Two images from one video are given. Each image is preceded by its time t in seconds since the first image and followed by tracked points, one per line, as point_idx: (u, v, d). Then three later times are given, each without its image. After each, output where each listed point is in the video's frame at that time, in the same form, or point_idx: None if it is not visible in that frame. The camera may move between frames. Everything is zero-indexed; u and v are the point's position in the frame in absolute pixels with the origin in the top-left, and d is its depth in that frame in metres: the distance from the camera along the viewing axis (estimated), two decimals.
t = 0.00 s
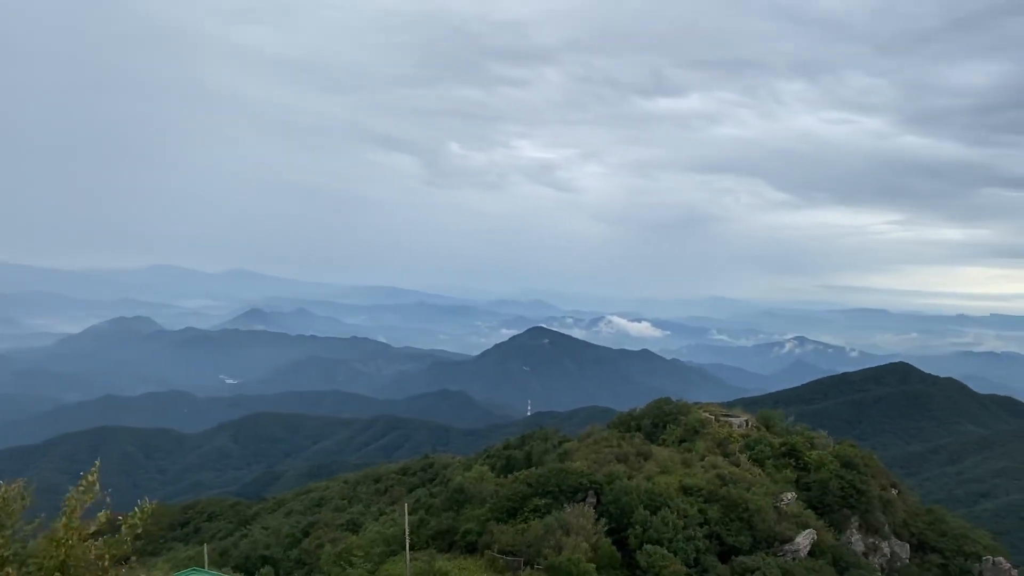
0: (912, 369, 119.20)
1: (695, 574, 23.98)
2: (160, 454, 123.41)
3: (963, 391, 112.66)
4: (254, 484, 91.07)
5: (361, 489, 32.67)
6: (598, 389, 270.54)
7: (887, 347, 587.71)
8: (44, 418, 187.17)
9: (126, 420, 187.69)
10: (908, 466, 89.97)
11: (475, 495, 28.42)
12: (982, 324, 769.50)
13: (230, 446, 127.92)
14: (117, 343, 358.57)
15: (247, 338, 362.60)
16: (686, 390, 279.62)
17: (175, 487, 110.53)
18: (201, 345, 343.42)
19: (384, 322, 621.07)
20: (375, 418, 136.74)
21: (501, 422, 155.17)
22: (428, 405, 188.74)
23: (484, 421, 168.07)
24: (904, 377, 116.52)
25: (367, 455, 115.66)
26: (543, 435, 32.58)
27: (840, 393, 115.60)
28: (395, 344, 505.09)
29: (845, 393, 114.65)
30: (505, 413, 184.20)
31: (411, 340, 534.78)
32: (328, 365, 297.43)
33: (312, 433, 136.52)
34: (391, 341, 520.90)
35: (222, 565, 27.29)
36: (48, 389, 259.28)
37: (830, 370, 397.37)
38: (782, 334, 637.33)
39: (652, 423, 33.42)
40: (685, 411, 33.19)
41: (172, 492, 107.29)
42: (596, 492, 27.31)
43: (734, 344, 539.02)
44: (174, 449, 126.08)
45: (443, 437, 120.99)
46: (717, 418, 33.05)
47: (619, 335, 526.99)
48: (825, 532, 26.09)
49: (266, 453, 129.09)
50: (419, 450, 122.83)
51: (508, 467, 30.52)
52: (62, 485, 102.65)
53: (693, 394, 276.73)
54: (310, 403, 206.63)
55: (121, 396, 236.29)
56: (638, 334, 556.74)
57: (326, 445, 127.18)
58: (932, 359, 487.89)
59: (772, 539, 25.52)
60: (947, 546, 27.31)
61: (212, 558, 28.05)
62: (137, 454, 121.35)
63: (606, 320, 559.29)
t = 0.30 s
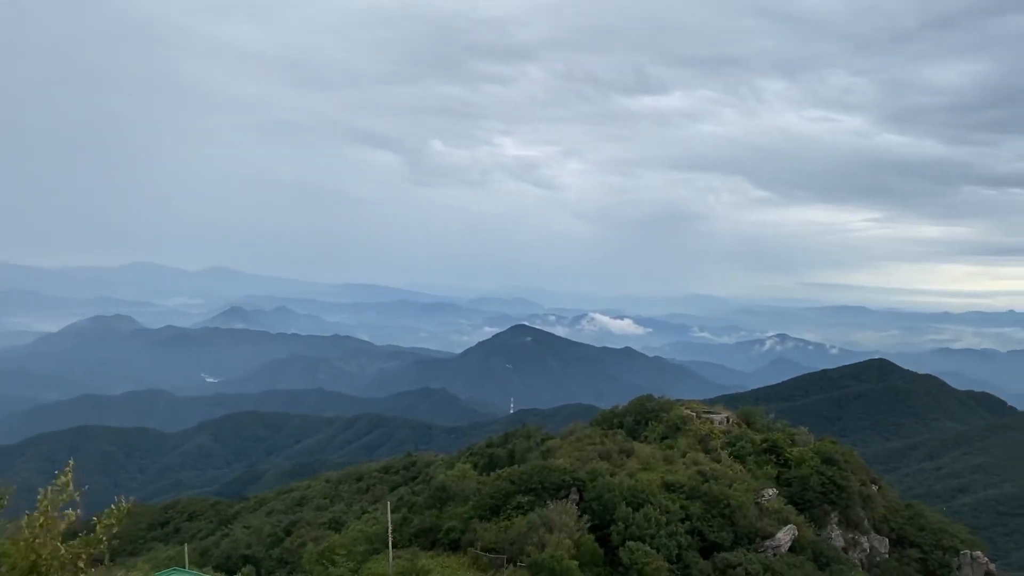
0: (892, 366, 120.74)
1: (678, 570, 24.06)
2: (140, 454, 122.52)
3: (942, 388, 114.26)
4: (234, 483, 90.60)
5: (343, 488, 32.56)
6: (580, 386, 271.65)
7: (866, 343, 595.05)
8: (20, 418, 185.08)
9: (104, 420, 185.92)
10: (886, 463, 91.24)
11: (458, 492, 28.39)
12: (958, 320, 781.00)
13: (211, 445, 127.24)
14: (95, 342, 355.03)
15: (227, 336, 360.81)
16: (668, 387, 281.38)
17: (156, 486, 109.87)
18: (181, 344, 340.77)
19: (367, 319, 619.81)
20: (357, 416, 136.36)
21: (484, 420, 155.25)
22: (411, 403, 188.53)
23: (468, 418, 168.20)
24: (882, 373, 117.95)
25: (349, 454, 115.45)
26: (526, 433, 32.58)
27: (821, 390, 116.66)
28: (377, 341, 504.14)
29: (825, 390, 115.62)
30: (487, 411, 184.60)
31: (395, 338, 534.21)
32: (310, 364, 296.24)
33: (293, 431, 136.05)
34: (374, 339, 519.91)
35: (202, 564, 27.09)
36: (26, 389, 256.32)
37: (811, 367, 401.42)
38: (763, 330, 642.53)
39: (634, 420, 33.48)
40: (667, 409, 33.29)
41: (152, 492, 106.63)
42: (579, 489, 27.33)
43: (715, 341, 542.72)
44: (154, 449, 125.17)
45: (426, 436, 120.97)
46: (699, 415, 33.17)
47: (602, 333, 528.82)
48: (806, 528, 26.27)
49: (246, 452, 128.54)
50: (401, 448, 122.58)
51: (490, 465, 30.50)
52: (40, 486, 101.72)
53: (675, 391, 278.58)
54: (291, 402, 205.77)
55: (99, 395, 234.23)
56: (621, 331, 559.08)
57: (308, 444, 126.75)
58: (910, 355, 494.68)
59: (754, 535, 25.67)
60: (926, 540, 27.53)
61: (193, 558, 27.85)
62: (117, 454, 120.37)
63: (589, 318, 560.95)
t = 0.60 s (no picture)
0: (872, 363, 122.18)
1: (661, 566, 24.16)
2: (119, 454, 121.72)
3: (920, 384, 115.72)
4: (215, 483, 90.09)
5: (326, 487, 32.46)
6: (562, 383, 272.50)
7: (847, 340, 600.85)
8: None
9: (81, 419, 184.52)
10: (866, 459, 92.37)
11: (441, 490, 28.37)
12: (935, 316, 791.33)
13: (191, 445, 126.65)
14: (74, 342, 351.19)
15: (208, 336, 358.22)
16: (650, 385, 282.85)
17: (136, 487, 109.33)
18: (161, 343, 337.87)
19: (349, 318, 617.88)
20: (339, 415, 135.93)
21: (468, 418, 155.22)
22: (394, 401, 188.29)
23: (451, 417, 168.12)
24: (862, 370, 119.39)
25: (331, 453, 115.25)
26: (509, 430, 32.63)
27: (802, 387, 117.84)
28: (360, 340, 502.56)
29: (804, 387, 116.73)
30: (471, 409, 184.87)
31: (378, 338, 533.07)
32: (291, 362, 294.93)
33: (274, 429, 135.44)
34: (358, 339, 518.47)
35: (184, 564, 26.91)
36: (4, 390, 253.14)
37: (791, 364, 405.03)
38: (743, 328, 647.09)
39: (616, 418, 33.61)
40: (649, 406, 33.42)
41: (133, 492, 106.15)
42: (562, 487, 27.40)
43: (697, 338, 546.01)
44: (133, 448, 124.34)
45: (409, 434, 120.88)
46: (680, 412, 33.36)
47: (585, 331, 530.41)
48: (786, 524, 26.56)
49: (227, 451, 127.97)
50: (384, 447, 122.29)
51: (473, 463, 30.56)
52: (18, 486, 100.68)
53: (658, 388, 280.15)
54: (273, 400, 204.77)
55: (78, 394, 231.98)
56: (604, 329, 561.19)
57: (290, 442, 126.36)
58: (890, 352, 500.53)
59: (733, 531, 25.89)
60: (905, 535, 27.80)
61: (174, 558, 27.63)
62: (96, 454, 119.43)
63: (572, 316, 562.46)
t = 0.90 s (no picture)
0: (851, 361, 123.77)
1: (642, 563, 24.28)
2: (98, 455, 120.87)
3: (898, 380, 117.41)
4: (195, 484, 89.61)
5: (306, 487, 32.35)
6: (545, 382, 273.35)
7: (826, 337, 607.25)
8: None
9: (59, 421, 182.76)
10: (843, 457, 93.62)
11: (422, 489, 28.33)
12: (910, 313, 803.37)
13: (171, 445, 125.88)
14: (51, 342, 347.23)
15: (187, 335, 355.63)
16: (632, 383, 284.61)
17: (116, 488, 108.59)
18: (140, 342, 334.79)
19: (331, 317, 615.65)
20: (320, 415, 135.57)
21: (449, 417, 155.39)
22: (377, 401, 188.05)
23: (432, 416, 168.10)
24: (843, 367, 120.67)
25: (313, 453, 115.06)
26: (491, 429, 32.63)
27: (782, 384, 119.17)
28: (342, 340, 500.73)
29: (785, 384, 117.94)
30: (453, 408, 185.19)
31: (360, 337, 531.96)
32: (272, 362, 293.38)
33: (255, 428, 134.88)
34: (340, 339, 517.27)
35: (164, 566, 26.70)
36: None
37: (771, 361, 409.02)
38: (724, 326, 651.77)
39: (598, 415, 33.68)
40: (630, 404, 33.54)
41: (112, 493, 105.49)
42: (543, 485, 27.44)
43: (679, 337, 549.42)
44: (112, 449, 123.37)
45: (391, 434, 121.00)
46: (662, 410, 33.50)
47: (567, 329, 532.00)
48: (766, 521, 26.73)
49: (207, 452, 127.37)
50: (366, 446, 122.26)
51: (455, 462, 30.47)
52: None
53: (640, 387, 281.97)
54: (254, 400, 203.81)
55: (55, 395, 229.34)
56: (587, 327, 563.11)
57: (271, 442, 125.98)
58: (868, 349, 506.52)
59: (715, 528, 26.02)
60: (883, 531, 28.08)
61: (153, 560, 27.44)
62: (74, 455, 118.43)
63: (554, 314, 563.85)
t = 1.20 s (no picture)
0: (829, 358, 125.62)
1: (622, 561, 24.36)
2: (74, 456, 119.65)
3: (875, 377, 119.55)
4: (174, 484, 89.16)
5: (286, 487, 32.14)
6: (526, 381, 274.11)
7: (803, 335, 613.94)
8: None
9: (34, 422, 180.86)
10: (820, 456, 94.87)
11: (403, 489, 28.24)
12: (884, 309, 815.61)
13: (148, 446, 124.79)
14: (26, 343, 342.77)
15: (164, 335, 352.19)
16: (612, 381, 286.43)
17: (93, 490, 107.62)
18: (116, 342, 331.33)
19: (311, 316, 612.90)
20: (299, 414, 134.94)
21: (428, 416, 155.64)
22: (357, 400, 187.74)
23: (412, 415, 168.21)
24: (820, 364, 122.70)
25: (292, 452, 114.64)
26: (471, 428, 32.58)
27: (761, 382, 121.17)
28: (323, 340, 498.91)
29: (763, 381, 119.56)
30: (434, 407, 185.44)
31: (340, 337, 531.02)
32: (250, 361, 291.66)
33: (233, 429, 134.06)
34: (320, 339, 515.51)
35: (141, 569, 26.43)
36: None
37: (750, 358, 413.09)
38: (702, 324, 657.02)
39: (579, 414, 33.72)
40: (610, 402, 33.62)
41: (89, 495, 104.54)
42: (524, 484, 27.44)
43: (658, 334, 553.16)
44: (87, 451, 122.10)
45: (371, 434, 120.82)
46: (642, 408, 33.62)
47: (548, 328, 533.84)
48: (745, 517, 26.88)
49: (185, 452, 126.35)
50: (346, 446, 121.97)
51: (435, 461, 30.42)
52: None
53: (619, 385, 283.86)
54: (233, 400, 202.59)
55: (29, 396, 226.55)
56: (566, 326, 565.25)
57: (250, 442, 125.35)
58: (843, 346, 513.41)
59: (695, 526, 26.17)
60: (860, 527, 28.35)
61: (130, 562, 27.18)
62: (49, 457, 117.10)
63: (534, 313, 565.47)
